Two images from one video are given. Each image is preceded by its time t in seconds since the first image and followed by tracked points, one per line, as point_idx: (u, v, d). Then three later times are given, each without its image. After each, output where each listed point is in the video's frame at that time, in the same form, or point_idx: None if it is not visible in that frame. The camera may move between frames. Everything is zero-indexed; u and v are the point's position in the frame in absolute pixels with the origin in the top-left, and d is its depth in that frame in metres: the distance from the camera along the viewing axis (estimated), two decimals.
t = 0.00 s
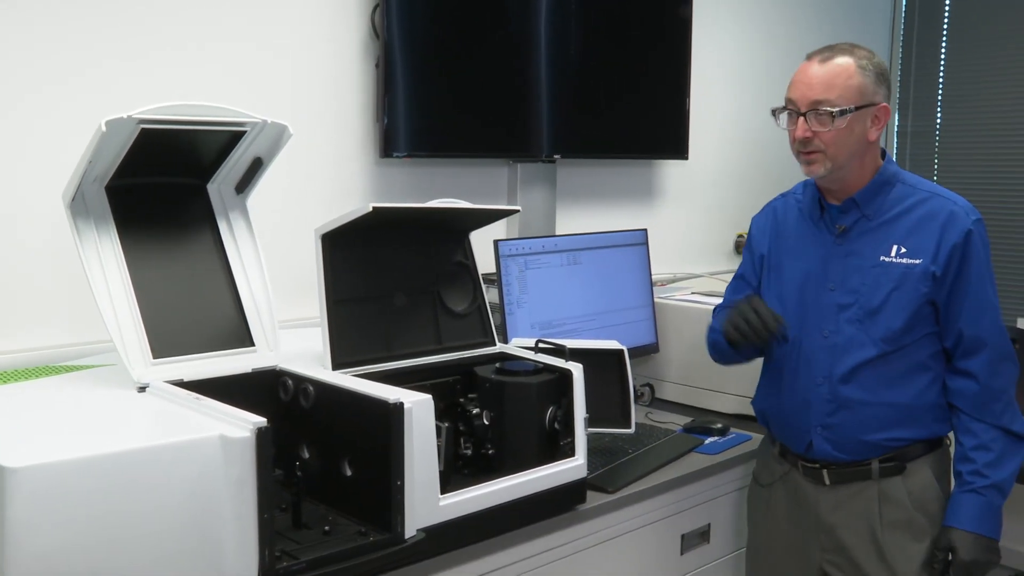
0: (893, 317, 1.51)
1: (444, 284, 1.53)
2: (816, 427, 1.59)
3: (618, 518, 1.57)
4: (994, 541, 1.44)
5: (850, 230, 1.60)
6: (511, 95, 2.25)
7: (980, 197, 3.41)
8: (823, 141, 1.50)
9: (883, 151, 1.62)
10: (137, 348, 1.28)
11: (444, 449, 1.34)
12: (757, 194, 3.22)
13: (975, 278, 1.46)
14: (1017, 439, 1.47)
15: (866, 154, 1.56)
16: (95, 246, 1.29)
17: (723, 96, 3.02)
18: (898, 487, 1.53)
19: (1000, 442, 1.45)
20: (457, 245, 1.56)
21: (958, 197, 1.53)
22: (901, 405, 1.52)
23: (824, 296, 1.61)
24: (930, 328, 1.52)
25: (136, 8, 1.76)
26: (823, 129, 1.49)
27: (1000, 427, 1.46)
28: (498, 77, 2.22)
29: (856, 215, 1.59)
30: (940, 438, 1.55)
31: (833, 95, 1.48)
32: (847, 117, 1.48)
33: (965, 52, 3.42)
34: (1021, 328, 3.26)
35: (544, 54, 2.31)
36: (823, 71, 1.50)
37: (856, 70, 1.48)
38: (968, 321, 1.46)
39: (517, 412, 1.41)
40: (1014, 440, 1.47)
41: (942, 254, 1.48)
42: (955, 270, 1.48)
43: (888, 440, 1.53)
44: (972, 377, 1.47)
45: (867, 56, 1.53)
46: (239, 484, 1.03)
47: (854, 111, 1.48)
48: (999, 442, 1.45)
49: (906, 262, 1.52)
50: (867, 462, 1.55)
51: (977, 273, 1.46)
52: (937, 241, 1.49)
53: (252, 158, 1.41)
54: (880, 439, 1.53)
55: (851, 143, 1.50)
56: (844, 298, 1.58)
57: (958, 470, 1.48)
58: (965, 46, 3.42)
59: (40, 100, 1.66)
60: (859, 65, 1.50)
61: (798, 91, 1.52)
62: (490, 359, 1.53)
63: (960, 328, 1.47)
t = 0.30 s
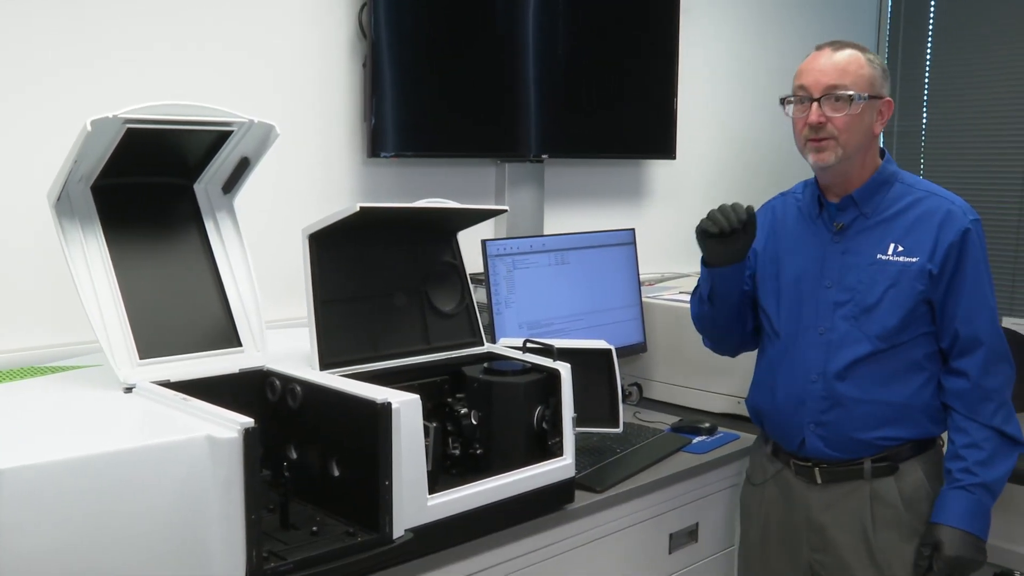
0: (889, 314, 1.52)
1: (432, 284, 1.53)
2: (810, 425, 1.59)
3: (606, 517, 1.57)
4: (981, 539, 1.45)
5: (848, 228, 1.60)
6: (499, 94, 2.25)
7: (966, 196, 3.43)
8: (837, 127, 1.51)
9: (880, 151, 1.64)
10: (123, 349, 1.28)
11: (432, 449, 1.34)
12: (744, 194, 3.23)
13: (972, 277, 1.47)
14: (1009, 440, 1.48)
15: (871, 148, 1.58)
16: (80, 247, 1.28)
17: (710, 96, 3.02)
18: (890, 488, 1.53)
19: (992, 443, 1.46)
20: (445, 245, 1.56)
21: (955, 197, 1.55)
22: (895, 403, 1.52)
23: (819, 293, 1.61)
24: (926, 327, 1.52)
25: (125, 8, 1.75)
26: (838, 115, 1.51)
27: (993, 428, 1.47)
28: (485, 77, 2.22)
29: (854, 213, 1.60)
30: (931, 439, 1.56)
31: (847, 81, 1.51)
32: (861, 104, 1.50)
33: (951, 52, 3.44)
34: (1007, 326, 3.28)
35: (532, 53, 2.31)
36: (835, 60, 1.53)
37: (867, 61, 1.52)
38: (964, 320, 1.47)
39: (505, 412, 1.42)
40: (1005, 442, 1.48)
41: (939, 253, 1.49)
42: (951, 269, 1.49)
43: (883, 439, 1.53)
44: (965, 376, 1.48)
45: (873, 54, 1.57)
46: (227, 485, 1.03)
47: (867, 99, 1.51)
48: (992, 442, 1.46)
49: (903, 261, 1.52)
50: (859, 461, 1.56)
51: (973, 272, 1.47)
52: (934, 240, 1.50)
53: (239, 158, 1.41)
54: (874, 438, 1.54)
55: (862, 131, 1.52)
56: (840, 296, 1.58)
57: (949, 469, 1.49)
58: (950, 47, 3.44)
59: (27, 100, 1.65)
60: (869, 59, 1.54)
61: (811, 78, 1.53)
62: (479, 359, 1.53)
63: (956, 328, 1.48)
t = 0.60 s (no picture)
0: (885, 314, 1.52)
1: (424, 284, 1.53)
2: (805, 425, 1.60)
3: (598, 517, 1.57)
4: (975, 540, 1.45)
5: (843, 228, 1.60)
6: (490, 94, 2.25)
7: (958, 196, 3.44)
8: (840, 123, 1.51)
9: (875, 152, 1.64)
10: (114, 349, 1.27)
11: (424, 449, 1.34)
12: (736, 194, 3.24)
13: (967, 277, 1.47)
14: (1003, 441, 1.49)
15: (869, 147, 1.59)
16: (71, 247, 1.28)
17: (702, 96, 3.03)
18: (885, 488, 1.53)
19: (986, 443, 1.47)
20: (436, 245, 1.56)
21: (950, 197, 1.55)
22: (891, 404, 1.53)
23: (815, 293, 1.61)
24: (922, 327, 1.53)
25: (116, 8, 1.75)
26: (842, 110, 1.51)
27: (988, 429, 1.47)
28: (476, 77, 2.22)
29: (850, 213, 1.60)
30: (925, 439, 1.57)
31: (851, 77, 1.51)
32: (865, 100, 1.51)
33: (941, 52, 3.45)
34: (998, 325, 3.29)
35: (523, 53, 2.31)
36: (839, 56, 1.53)
37: (869, 59, 1.53)
38: (958, 320, 1.47)
39: (497, 412, 1.42)
40: (999, 442, 1.49)
41: (935, 253, 1.49)
42: (947, 269, 1.49)
43: (878, 440, 1.54)
44: (960, 376, 1.48)
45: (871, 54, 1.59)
46: (217, 485, 1.03)
47: (870, 96, 1.52)
48: (986, 442, 1.47)
49: (899, 260, 1.52)
50: (854, 462, 1.56)
51: (968, 272, 1.48)
52: (929, 240, 1.51)
53: (230, 158, 1.40)
54: (869, 438, 1.54)
55: (864, 128, 1.53)
56: (836, 296, 1.58)
57: (944, 469, 1.49)
58: (941, 47, 3.45)
59: (18, 100, 1.65)
60: (870, 57, 1.56)
61: (814, 75, 1.54)
62: (470, 358, 1.53)
63: (951, 328, 1.48)
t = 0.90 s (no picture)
0: (884, 314, 1.52)
1: (418, 284, 1.53)
2: (808, 428, 1.60)
3: (593, 516, 1.57)
4: (983, 536, 1.45)
5: (838, 228, 1.60)
6: (484, 94, 2.25)
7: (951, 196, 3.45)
8: (836, 120, 1.52)
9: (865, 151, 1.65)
10: (108, 349, 1.27)
11: (419, 449, 1.34)
12: (730, 194, 3.24)
13: (963, 274, 1.48)
14: (1003, 435, 1.49)
15: (862, 146, 1.59)
16: (64, 247, 1.28)
17: (696, 96, 3.03)
18: (888, 488, 1.54)
19: (988, 438, 1.47)
20: (431, 244, 1.56)
21: (941, 194, 1.56)
22: (891, 403, 1.53)
23: (813, 294, 1.61)
24: (919, 326, 1.54)
25: (110, 7, 1.75)
26: (837, 107, 1.51)
27: (989, 425, 1.47)
28: (469, 77, 2.22)
29: (843, 213, 1.60)
30: (924, 438, 1.58)
31: (847, 75, 1.52)
32: (859, 98, 1.52)
33: (935, 52, 3.45)
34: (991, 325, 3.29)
35: (517, 54, 2.31)
36: (833, 53, 1.54)
37: (863, 58, 1.54)
38: (956, 318, 1.48)
39: (492, 412, 1.42)
40: (1000, 437, 1.49)
41: (931, 251, 1.50)
42: (943, 267, 1.50)
43: (880, 440, 1.54)
44: (959, 372, 1.49)
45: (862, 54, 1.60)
46: (211, 485, 1.03)
47: (865, 94, 1.52)
48: (988, 438, 1.47)
49: (896, 260, 1.53)
50: (856, 463, 1.56)
51: (964, 269, 1.49)
52: (925, 238, 1.51)
53: (224, 158, 1.40)
54: (871, 439, 1.54)
55: (859, 126, 1.53)
56: (834, 296, 1.58)
57: (947, 467, 1.49)
58: (933, 47, 3.46)
59: (11, 99, 1.65)
60: (862, 56, 1.57)
61: (810, 71, 1.54)
62: (465, 358, 1.53)
63: (949, 326, 1.49)
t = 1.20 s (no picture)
0: (886, 314, 1.52)
1: (417, 283, 1.52)
2: (812, 430, 1.60)
3: (593, 516, 1.58)
4: (984, 535, 1.46)
5: (839, 228, 1.60)
6: (484, 95, 2.25)
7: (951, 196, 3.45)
8: (836, 120, 1.52)
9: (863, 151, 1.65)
10: (108, 349, 1.27)
11: (418, 449, 1.34)
12: (730, 195, 3.24)
13: (965, 271, 1.49)
14: (1004, 433, 1.50)
15: (862, 145, 1.59)
16: (64, 247, 1.28)
17: (696, 96, 3.03)
18: (893, 488, 1.54)
19: (991, 437, 1.47)
20: (430, 244, 1.56)
21: (942, 193, 1.56)
22: (894, 404, 1.53)
23: (815, 295, 1.61)
24: (920, 325, 1.54)
25: (110, 7, 1.75)
26: (837, 108, 1.51)
27: (991, 423, 1.48)
28: (469, 77, 2.22)
29: (844, 213, 1.60)
30: (926, 438, 1.58)
31: (846, 75, 1.52)
32: (859, 97, 1.52)
33: (934, 52, 3.45)
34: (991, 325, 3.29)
35: (517, 54, 2.31)
36: (832, 53, 1.54)
37: (862, 57, 1.54)
38: (958, 317, 1.49)
39: (492, 412, 1.42)
40: (1002, 435, 1.50)
41: (933, 250, 1.50)
42: (944, 266, 1.50)
43: (883, 441, 1.54)
44: (961, 371, 1.49)
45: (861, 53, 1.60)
46: (211, 485, 1.03)
47: (865, 94, 1.52)
48: (990, 436, 1.47)
49: (898, 259, 1.53)
50: (861, 464, 1.56)
51: (965, 268, 1.49)
52: (927, 237, 1.51)
53: (224, 158, 1.40)
54: (875, 440, 1.54)
55: (859, 126, 1.53)
56: (836, 297, 1.58)
57: (949, 466, 1.49)
58: (933, 47, 3.46)
59: (11, 99, 1.65)
60: (861, 55, 1.56)
61: (810, 71, 1.53)
62: (464, 358, 1.53)
63: (951, 325, 1.49)
